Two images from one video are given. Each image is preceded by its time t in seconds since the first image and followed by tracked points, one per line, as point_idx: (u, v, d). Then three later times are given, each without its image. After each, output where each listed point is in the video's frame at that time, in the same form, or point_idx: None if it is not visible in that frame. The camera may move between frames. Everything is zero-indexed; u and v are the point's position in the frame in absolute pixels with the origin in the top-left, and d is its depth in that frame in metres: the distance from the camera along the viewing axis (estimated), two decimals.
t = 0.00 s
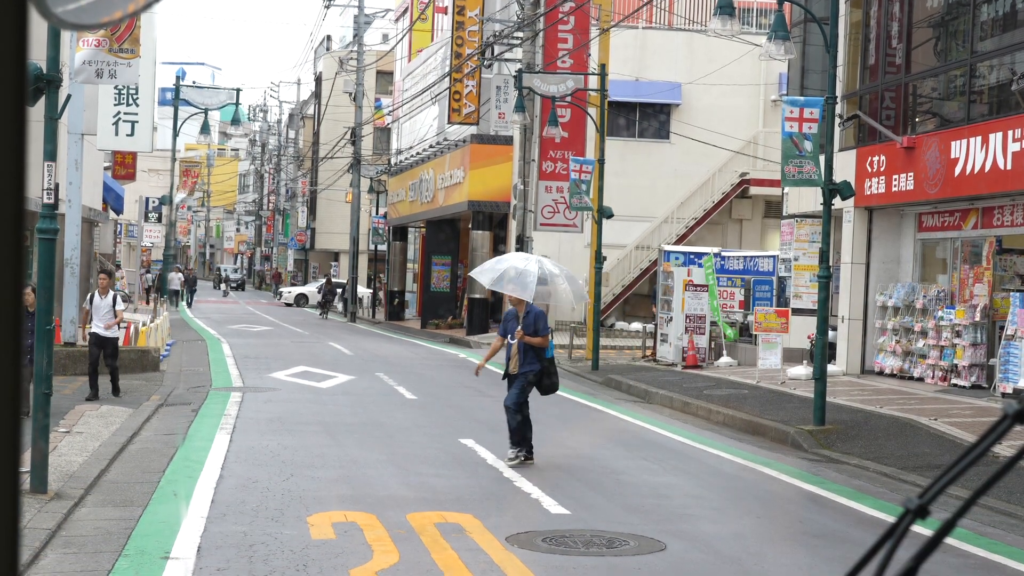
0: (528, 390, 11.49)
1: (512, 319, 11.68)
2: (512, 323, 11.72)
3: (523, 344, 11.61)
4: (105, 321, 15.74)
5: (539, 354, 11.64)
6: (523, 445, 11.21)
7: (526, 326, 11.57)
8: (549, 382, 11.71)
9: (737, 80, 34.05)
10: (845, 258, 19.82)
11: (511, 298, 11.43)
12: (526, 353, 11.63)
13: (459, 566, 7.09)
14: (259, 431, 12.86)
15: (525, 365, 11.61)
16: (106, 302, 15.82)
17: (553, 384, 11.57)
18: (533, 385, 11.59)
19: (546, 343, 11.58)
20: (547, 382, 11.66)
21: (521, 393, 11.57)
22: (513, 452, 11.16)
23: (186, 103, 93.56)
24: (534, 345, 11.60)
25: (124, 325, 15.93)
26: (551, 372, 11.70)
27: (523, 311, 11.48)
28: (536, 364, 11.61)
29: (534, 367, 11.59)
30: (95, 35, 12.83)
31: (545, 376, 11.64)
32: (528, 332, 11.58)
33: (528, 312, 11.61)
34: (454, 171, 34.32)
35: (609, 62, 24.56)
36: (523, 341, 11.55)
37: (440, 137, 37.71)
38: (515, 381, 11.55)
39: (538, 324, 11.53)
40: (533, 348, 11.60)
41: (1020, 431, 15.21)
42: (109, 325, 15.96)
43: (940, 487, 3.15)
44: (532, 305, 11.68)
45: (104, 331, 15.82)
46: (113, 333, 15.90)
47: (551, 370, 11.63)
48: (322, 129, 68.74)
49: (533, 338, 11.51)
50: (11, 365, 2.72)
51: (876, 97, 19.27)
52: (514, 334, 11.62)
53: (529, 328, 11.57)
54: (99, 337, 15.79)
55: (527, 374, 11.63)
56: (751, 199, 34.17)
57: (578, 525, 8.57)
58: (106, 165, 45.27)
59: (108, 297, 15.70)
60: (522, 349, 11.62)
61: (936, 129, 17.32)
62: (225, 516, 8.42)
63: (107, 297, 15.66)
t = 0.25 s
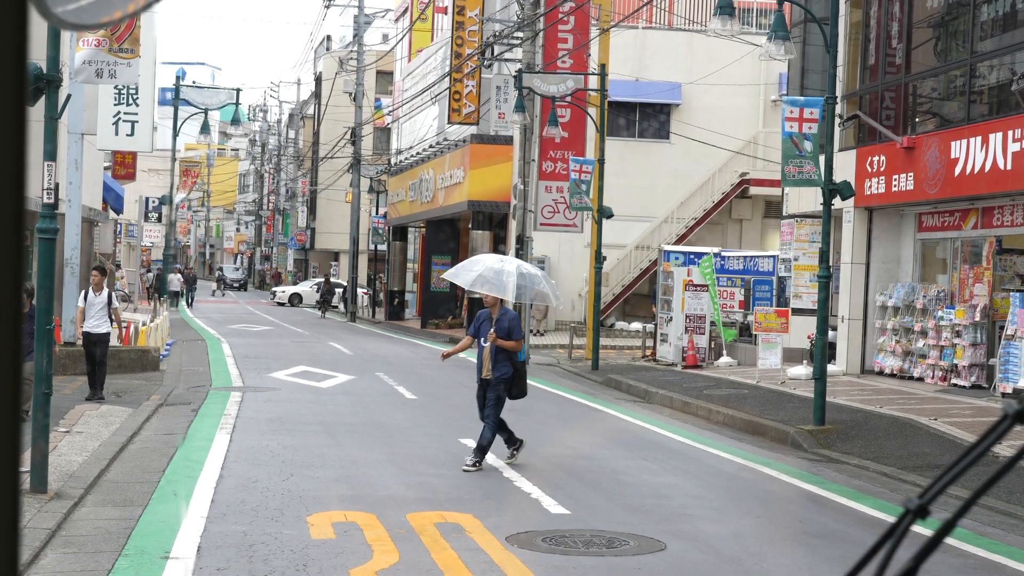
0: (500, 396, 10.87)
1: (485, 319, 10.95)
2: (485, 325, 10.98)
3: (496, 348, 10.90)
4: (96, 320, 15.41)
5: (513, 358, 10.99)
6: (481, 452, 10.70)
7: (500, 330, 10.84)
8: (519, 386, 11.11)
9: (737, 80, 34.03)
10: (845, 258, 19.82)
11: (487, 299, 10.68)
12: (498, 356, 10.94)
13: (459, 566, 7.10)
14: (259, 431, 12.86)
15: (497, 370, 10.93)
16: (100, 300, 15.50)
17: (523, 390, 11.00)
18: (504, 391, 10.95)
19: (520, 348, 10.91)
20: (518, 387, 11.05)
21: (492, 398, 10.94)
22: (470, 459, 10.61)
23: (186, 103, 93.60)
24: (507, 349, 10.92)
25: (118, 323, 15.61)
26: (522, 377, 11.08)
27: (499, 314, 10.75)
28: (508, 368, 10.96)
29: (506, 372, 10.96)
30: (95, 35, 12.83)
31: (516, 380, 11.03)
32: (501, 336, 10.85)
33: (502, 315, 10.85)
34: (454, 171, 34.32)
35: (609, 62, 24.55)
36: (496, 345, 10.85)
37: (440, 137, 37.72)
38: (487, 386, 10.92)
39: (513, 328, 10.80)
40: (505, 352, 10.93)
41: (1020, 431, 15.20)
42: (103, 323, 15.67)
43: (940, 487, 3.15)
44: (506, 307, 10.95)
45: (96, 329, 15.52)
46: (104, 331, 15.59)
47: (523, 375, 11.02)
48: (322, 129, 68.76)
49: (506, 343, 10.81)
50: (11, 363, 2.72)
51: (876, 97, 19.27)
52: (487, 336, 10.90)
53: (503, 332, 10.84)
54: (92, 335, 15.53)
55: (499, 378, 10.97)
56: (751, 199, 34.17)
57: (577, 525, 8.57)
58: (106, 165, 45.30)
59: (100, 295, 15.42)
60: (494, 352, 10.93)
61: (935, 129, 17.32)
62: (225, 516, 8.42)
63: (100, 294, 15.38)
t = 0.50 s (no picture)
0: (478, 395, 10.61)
1: (458, 316, 10.70)
2: (459, 322, 10.76)
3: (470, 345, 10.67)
4: (91, 322, 15.20)
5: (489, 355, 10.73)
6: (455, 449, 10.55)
7: (473, 326, 10.60)
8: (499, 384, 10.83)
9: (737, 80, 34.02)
10: (845, 258, 19.81)
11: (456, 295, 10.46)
12: (473, 354, 10.70)
13: (459, 566, 7.10)
14: (259, 431, 12.87)
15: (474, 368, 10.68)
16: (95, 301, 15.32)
17: (503, 387, 10.74)
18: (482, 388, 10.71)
19: (495, 343, 10.65)
20: (497, 385, 10.78)
21: (470, 397, 10.71)
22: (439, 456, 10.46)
23: (185, 103, 93.53)
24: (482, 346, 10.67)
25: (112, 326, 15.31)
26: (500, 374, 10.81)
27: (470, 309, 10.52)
28: (485, 366, 10.70)
29: (483, 370, 10.70)
30: (95, 35, 12.83)
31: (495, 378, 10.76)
32: (474, 332, 10.61)
33: (475, 310, 10.61)
34: (454, 171, 34.30)
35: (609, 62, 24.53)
36: (470, 341, 10.60)
37: (440, 136, 37.70)
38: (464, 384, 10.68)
39: (486, 323, 10.57)
40: (481, 349, 10.68)
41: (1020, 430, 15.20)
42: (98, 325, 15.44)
43: (940, 487, 3.15)
44: (480, 303, 10.71)
45: (90, 331, 15.29)
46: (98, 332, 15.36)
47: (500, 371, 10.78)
48: (322, 130, 68.75)
49: (480, 338, 10.57)
50: (10, 361, 2.72)
51: (876, 97, 19.27)
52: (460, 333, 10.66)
53: (476, 328, 10.60)
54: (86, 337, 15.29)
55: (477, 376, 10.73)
56: (751, 199, 34.16)
57: (577, 525, 8.57)
58: (106, 165, 45.30)
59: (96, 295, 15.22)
60: (470, 349, 10.69)
61: (935, 129, 17.32)
62: (225, 516, 8.42)
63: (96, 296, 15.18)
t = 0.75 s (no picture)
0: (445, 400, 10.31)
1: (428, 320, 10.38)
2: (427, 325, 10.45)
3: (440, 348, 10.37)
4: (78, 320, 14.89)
5: (458, 359, 10.44)
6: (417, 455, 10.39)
7: (444, 329, 10.32)
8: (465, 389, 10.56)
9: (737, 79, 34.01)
10: (845, 258, 19.80)
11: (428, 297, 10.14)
12: (443, 358, 10.39)
13: (459, 566, 7.10)
14: (259, 431, 12.87)
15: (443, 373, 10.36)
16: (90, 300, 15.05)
17: (470, 394, 10.47)
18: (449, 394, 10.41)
19: (465, 347, 10.37)
20: (465, 391, 10.51)
21: (438, 403, 10.40)
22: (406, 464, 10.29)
23: (185, 103, 93.46)
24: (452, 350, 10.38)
25: (100, 326, 14.85)
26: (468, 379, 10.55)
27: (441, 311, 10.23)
28: (454, 371, 10.40)
29: (452, 375, 10.39)
30: (95, 34, 12.83)
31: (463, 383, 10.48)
32: (445, 335, 10.33)
33: (446, 313, 10.33)
34: (454, 171, 34.29)
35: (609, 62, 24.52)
36: (441, 345, 10.30)
37: (440, 136, 37.69)
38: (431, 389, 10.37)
39: (457, 326, 10.28)
40: (451, 353, 10.38)
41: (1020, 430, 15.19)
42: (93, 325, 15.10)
43: (940, 487, 3.15)
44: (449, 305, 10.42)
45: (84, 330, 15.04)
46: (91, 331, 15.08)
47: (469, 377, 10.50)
48: (322, 130, 68.72)
49: (451, 342, 10.29)
50: (11, 357, 2.71)
51: (876, 97, 19.26)
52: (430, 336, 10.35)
53: (447, 331, 10.31)
54: (77, 337, 14.96)
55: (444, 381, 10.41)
56: (751, 199, 34.15)
57: (578, 525, 8.57)
58: (106, 165, 45.30)
59: (88, 293, 14.99)
60: (439, 353, 10.38)
61: (935, 129, 17.31)
62: (225, 516, 8.43)
63: (87, 293, 14.94)
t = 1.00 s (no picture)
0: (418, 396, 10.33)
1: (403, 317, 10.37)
2: (402, 322, 10.45)
3: (415, 345, 10.37)
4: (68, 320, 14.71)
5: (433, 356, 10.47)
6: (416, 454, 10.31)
7: (420, 326, 10.33)
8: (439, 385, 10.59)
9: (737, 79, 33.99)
10: (845, 258, 19.79)
11: (406, 294, 10.12)
12: (418, 355, 10.40)
13: (459, 566, 7.11)
14: (259, 431, 12.87)
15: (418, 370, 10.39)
16: (75, 300, 14.72)
17: (445, 390, 10.50)
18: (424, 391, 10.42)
19: (441, 344, 10.41)
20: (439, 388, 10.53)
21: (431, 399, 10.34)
22: (406, 464, 10.16)
23: (186, 103, 93.44)
24: (427, 346, 10.39)
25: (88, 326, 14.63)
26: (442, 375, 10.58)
27: (418, 309, 10.21)
28: (429, 367, 10.43)
29: (426, 371, 10.42)
30: (95, 34, 12.83)
31: (436, 380, 10.51)
32: (421, 332, 10.34)
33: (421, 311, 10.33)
34: (454, 171, 34.29)
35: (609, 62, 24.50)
36: (417, 342, 10.30)
37: (440, 136, 37.69)
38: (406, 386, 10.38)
39: (433, 323, 10.31)
40: (426, 350, 10.40)
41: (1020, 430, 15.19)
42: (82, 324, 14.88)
43: (940, 487, 3.14)
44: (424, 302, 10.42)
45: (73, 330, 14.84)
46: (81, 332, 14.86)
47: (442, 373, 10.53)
48: (322, 129, 68.68)
49: (427, 339, 10.31)
50: (11, 357, 2.70)
51: (876, 97, 19.27)
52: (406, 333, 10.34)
53: (423, 329, 10.33)
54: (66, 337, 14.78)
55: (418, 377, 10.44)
56: (751, 198, 34.15)
57: (578, 525, 8.57)
58: (106, 165, 45.29)
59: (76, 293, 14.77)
60: (414, 350, 10.39)
61: (935, 129, 17.32)
62: (225, 516, 8.43)
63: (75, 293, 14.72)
